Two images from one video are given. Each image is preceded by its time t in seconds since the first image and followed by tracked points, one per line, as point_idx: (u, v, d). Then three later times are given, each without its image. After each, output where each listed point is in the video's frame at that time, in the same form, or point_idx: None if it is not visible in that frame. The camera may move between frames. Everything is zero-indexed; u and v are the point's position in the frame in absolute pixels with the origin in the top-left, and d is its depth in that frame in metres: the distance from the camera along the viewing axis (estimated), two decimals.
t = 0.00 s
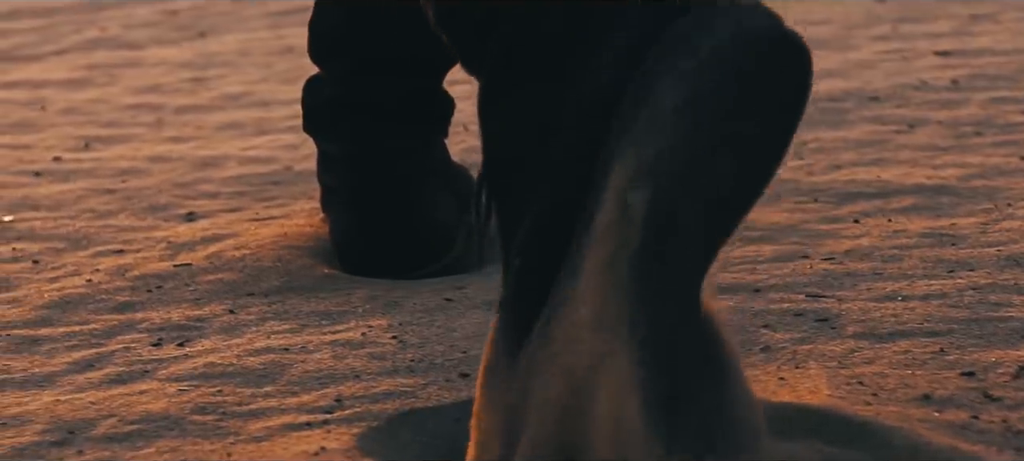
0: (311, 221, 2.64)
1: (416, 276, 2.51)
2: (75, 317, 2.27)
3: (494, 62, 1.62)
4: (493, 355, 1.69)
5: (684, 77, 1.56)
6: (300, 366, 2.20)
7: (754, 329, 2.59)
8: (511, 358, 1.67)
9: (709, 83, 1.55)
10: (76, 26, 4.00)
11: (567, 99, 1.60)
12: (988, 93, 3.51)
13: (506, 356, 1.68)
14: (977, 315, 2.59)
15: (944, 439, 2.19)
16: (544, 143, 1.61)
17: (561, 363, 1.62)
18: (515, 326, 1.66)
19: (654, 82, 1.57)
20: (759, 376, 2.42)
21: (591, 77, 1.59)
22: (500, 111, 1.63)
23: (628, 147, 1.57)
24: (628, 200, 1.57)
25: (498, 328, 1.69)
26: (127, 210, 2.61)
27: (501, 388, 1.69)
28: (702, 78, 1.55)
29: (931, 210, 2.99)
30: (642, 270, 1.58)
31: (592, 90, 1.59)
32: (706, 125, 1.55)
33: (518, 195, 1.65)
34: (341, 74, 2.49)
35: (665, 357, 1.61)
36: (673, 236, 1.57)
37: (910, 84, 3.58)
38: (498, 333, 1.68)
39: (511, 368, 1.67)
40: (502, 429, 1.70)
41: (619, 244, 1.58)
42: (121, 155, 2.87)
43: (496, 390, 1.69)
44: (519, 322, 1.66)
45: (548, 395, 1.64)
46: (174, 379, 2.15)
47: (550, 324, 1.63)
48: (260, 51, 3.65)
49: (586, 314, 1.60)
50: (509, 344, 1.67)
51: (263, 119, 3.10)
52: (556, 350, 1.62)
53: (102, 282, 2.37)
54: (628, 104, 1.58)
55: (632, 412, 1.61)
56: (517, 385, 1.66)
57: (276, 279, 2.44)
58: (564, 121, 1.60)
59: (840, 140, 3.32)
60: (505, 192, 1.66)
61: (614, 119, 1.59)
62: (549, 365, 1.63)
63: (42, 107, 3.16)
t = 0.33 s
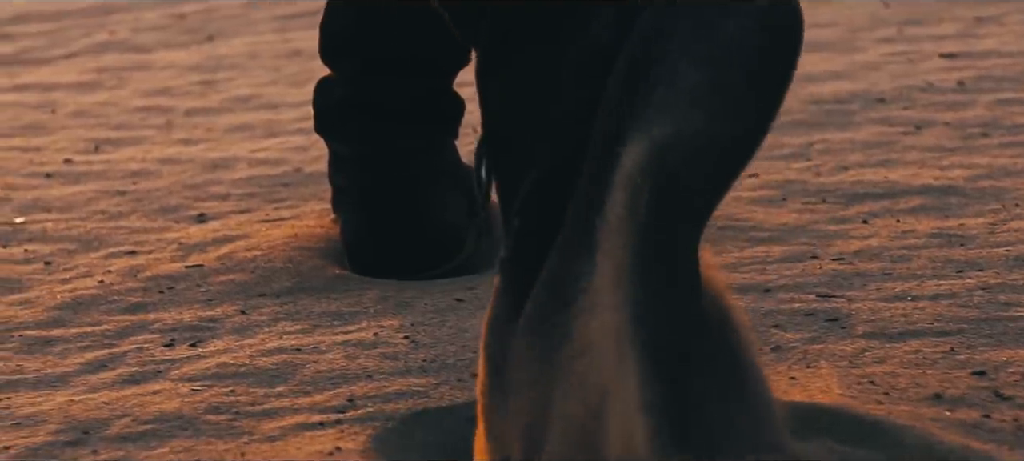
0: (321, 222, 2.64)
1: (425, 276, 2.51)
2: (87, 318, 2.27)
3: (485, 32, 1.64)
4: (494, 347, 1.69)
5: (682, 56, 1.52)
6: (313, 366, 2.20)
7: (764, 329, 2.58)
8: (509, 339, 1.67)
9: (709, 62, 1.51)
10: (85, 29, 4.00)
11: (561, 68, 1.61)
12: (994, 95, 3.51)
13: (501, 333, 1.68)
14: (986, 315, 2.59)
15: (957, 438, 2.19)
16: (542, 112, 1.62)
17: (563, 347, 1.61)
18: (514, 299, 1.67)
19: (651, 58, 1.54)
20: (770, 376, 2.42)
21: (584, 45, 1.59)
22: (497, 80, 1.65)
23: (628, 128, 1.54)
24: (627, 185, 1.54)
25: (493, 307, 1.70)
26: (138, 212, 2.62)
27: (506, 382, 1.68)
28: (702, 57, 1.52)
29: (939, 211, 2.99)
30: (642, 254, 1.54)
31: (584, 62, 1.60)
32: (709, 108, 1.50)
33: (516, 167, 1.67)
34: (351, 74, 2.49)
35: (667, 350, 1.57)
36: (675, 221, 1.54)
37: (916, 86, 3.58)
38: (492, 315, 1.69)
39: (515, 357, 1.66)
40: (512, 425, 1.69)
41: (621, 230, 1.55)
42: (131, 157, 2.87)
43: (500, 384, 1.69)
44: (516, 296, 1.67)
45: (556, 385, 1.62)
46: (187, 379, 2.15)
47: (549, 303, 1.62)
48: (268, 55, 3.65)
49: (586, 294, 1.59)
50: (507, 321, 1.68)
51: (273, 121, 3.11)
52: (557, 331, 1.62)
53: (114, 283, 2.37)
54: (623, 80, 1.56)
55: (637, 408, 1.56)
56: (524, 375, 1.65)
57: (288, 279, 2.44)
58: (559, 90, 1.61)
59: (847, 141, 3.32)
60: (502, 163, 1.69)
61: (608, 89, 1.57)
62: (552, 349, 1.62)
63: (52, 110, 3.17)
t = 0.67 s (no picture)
0: (334, 226, 2.64)
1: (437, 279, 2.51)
2: (102, 322, 2.27)
3: None
4: (487, 340, 1.60)
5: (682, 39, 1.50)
6: (327, 369, 2.20)
7: (777, 331, 2.57)
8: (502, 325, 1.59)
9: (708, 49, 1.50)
10: (96, 35, 4.01)
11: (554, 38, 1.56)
12: (1003, 99, 3.51)
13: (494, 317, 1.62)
14: (999, 318, 2.59)
15: (972, 440, 2.18)
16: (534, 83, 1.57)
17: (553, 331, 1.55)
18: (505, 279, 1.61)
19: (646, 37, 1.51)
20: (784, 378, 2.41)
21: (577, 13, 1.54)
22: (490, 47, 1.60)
23: (621, 107, 1.51)
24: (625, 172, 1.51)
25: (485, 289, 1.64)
26: (151, 216, 2.62)
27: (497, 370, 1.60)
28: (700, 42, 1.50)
29: (950, 214, 2.99)
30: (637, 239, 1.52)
31: (579, 30, 1.54)
32: (710, 96, 1.50)
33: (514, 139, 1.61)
34: (363, 77, 2.49)
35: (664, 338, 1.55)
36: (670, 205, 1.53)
37: (924, 91, 3.58)
38: (484, 299, 1.62)
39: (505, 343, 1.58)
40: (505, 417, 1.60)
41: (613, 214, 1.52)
42: (143, 162, 2.87)
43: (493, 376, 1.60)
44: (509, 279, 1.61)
45: (552, 376, 1.56)
46: (202, 382, 2.15)
47: (539, 292, 1.55)
48: (279, 60, 3.65)
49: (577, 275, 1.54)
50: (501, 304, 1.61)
51: (284, 126, 3.11)
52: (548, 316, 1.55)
53: (127, 287, 2.37)
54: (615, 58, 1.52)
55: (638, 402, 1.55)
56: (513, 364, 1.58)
57: (301, 283, 2.43)
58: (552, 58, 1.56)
59: (856, 145, 3.31)
60: (499, 137, 1.62)
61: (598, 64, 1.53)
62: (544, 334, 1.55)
63: (64, 115, 3.17)
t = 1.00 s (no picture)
0: (349, 234, 2.64)
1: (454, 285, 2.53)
2: (120, 329, 2.28)
3: None
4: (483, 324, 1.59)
5: (668, 18, 1.52)
6: (344, 376, 2.19)
7: (792, 338, 2.57)
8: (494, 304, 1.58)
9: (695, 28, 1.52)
10: (111, 45, 4.03)
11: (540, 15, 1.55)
12: (1014, 108, 3.51)
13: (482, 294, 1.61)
14: (1014, 325, 2.58)
15: (991, 446, 2.17)
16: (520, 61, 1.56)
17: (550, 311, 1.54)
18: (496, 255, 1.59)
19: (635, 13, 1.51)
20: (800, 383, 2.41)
21: None
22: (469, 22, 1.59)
23: (608, 87, 1.52)
24: (618, 155, 1.51)
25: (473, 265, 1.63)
26: (167, 224, 2.62)
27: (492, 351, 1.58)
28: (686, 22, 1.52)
29: (963, 222, 2.98)
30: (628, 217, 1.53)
31: (568, 9, 1.54)
32: (695, 81, 1.53)
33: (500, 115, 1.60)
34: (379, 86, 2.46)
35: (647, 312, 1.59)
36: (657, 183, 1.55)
37: (936, 99, 3.58)
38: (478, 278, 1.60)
39: (501, 323, 1.57)
40: (511, 404, 1.59)
41: (606, 195, 1.52)
42: (159, 171, 2.88)
43: (493, 361, 1.58)
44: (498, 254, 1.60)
45: (549, 363, 1.55)
46: (219, 388, 2.15)
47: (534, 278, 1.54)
48: (292, 70, 3.66)
49: (571, 255, 1.52)
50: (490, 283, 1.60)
51: (298, 135, 3.11)
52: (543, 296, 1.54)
53: (145, 295, 2.38)
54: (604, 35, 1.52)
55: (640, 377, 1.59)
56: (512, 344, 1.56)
57: (317, 290, 2.44)
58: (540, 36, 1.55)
59: (869, 154, 3.30)
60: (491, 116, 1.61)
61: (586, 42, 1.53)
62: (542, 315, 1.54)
63: (79, 124, 3.18)
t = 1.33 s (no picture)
0: (365, 241, 2.64)
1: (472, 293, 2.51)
2: (137, 335, 2.28)
3: None
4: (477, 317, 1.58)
5: (668, 18, 1.51)
6: (362, 381, 2.19)
7: (808, 344, 2.56)
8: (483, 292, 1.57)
9: (694, 28, 1.52)
10: (125, 55, 4.04)
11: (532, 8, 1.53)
12: None
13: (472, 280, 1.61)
14: None
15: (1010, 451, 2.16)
16: (516, 53, 1.55)
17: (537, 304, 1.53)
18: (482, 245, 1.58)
19: (626, 11, 1.49)
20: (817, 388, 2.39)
21: None
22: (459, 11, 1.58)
23: (597, 82, 1.51)
24: (607, 149, 1.51)
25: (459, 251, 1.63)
26: (183, 232, 2.63)
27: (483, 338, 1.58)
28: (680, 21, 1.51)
29: (977, 229, 2.98)
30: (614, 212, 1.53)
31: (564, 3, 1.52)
32: (683, 76, 1.52)
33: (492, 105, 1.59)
34: (395, 93, 2.47)
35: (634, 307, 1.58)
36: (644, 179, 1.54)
37: (947, 107, 3.57)
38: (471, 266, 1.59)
39: (492, 316, 1.55)
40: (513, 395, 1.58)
41: (594, 191, 1.52)
42: (175, 179, 2.89)
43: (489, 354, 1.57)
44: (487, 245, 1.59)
45: (543, 358, 1.54)
46: (237, 394, 2.15)
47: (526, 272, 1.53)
48: (306, 79, 3.67)
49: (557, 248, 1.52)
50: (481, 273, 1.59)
51: (313, 144, 3.12)
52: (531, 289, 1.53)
53: (162, 301, 2.38)
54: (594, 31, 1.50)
55: (635, 383, 1.59)
56: (502, 337, 1.55)
57: (334, 297, 2.44)
58: (537, 30, 1.53)
59: (881, 162, 3.29)
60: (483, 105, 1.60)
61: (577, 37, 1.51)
62: (530, 307, 1.53)
63: (95, 133, 3.19)
